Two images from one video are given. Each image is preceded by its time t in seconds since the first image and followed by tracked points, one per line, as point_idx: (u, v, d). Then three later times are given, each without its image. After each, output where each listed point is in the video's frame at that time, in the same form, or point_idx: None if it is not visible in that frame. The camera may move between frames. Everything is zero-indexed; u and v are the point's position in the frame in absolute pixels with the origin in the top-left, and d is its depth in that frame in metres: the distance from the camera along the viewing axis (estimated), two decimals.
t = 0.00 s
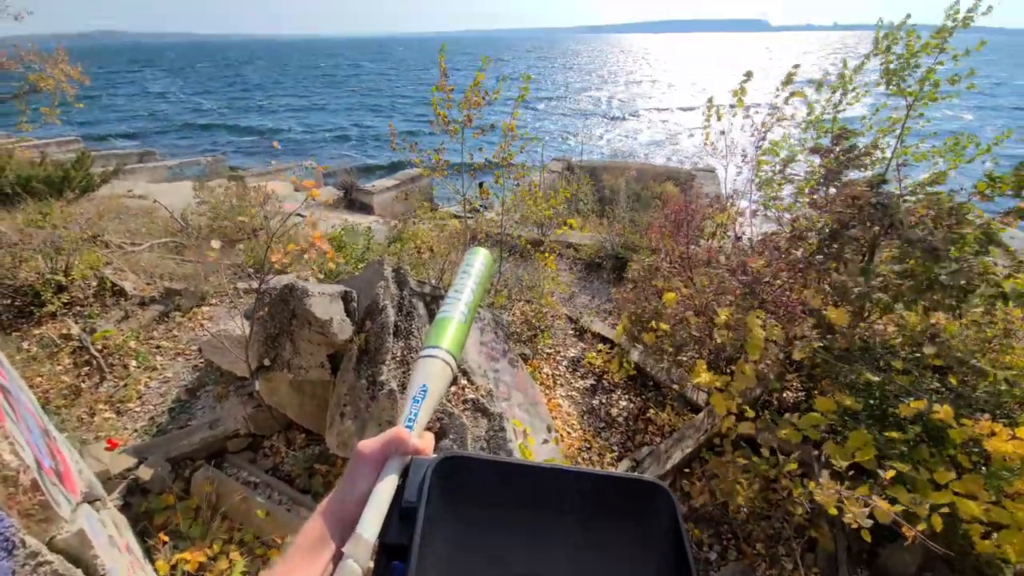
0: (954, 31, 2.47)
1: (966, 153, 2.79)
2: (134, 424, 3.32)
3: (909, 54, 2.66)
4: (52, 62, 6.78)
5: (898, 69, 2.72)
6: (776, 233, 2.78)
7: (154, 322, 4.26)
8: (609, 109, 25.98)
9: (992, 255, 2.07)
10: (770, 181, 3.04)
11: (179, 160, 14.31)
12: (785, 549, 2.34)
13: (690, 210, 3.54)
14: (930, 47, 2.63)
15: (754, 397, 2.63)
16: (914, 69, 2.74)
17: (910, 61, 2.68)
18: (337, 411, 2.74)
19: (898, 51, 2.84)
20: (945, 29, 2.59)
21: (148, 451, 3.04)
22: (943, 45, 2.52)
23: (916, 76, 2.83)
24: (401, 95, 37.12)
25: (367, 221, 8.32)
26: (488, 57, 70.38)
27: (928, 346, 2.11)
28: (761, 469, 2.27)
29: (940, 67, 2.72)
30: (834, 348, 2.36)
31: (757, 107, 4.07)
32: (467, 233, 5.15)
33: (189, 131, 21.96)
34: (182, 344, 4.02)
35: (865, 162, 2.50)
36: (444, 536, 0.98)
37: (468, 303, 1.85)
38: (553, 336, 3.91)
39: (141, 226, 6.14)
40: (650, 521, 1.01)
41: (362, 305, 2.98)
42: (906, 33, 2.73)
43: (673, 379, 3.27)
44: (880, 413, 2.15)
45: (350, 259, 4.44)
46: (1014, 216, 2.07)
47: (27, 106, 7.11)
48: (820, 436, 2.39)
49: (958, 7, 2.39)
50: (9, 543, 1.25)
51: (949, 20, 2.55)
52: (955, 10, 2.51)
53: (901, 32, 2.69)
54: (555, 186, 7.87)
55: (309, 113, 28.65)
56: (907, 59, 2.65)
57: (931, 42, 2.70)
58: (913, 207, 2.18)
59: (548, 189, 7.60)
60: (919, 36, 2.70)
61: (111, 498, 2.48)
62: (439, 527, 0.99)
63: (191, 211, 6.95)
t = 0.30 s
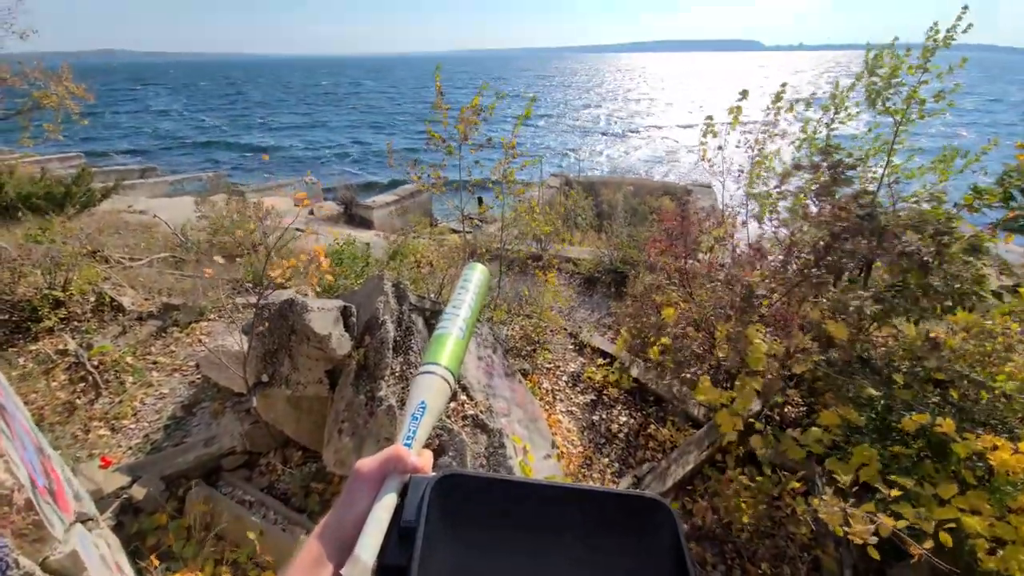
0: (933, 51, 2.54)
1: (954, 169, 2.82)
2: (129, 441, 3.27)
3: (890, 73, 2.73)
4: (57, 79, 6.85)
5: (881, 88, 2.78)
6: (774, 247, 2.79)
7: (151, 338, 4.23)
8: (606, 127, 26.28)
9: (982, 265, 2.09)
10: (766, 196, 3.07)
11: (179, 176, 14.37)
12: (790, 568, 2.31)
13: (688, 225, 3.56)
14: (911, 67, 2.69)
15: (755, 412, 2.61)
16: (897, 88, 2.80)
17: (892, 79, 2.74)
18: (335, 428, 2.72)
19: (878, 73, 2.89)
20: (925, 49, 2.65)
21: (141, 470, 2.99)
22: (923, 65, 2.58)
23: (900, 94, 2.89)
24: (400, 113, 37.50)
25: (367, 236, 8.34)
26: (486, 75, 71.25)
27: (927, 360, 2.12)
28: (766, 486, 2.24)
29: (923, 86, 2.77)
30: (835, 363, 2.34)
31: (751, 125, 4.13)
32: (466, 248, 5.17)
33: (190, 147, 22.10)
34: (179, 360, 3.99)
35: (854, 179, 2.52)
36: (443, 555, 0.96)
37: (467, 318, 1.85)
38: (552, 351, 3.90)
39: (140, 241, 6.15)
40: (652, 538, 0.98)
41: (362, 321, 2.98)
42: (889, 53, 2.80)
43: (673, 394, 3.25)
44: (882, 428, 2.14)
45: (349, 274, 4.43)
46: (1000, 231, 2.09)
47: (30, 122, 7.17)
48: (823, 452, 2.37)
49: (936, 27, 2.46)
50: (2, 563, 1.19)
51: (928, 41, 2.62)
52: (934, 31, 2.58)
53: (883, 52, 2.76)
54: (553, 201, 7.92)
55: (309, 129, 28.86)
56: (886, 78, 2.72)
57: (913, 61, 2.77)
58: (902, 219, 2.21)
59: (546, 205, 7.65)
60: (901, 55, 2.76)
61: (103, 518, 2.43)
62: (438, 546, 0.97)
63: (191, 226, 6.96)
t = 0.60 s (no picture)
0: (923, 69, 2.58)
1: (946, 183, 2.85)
2: (122, 459, 3.23)
3: (881, 89, 2.78)
4: (58, 96, 6.90)
5: (872, 103, 2.83)
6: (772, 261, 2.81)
7: (147, 353, 4.20)
8: (601, 142, 26.57)
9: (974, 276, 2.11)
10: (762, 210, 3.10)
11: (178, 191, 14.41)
12: None
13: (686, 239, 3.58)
14: (902, 84, 2.74)
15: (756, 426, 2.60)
16: (887, 104, 2.85)
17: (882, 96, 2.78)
18: (332, 444, 2.67)
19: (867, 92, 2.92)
20: (916, 67, 2.70)
21: (134, 488, 2.95)
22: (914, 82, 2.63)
23: (892, 111, 2.93)
24: (398, 129, 37.80)
25: (366, 251, 8.35)
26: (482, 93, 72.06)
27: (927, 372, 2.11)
28: (769, 501, 2.22)
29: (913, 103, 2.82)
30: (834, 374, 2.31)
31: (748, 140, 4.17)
32: (465, 261, 5.18)
33: (189, 163, 22.18)
34: (175, 376, 3.96)
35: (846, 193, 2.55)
36: None
37: (463, 332, 1.85)
38: (551, 365, 3.89)
39: (139, 256, 6.15)
40: (654, 559, 0.96)
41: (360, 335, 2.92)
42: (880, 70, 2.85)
43: (673, 408, 3.24)
44: (884, 442, 2.13)
45: (347, 288, 4.42)
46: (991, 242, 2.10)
47: (31, 138, 7.20)
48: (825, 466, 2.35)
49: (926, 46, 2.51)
50: None
51: (919, 59, 2.67)
52: (925, 50, 2.63)
53: (874, 69, 2.81)
54: (551, 215, 7.95)
55: (307, 146, 29.03)
56: (877, 95, 2.77)
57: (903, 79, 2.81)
58: (896, 232, 2.23)
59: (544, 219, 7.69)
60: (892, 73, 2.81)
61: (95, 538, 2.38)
62: (436, 567, 0.95)
63: (190, 241, 6.97)
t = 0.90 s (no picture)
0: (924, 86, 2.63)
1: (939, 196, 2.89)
2: (114, 476, 3.17)
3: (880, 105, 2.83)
4: (59, 111, 6.93)
5: (870, 118, 2.86)
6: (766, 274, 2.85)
7: (142, 368, 4.16)
8: (597, 157, 26.81)
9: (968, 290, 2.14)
10: (758, 222, 3.12)
11: (175, 205, 14.42)
12: None
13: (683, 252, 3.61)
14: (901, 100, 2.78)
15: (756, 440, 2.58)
16: (886, 119, 2.90)
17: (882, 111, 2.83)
18: (329, 460, 2.63)
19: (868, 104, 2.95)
20: (915, 83, 2.75)
21: (127, 508, 2.89)
22: (914, 99, 2.68)
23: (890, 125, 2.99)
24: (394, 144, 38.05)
25: (364, 264, 8.36)
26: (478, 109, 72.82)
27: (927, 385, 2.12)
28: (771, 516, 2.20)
29: (911, 119, 2.88)
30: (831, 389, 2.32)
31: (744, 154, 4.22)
32: (463, 275, 5.19)
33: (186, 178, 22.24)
34: (170, 391, 3.92)
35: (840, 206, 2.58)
36: None
37: (458, 349, 1.87)
38: (550, 379, 3.88)
39: (136, 270, 6.13)
40: None
41: (358, 349, 2.92)
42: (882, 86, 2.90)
43: (672, 423, 3.23)
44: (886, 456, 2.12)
45: (346, 303, 4.42)
46: (984, 253, 2.10)
47: (31, 152, 7.22)
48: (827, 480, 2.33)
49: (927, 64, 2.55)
50: None
51: (919, 75, 2.71)
52: (926, 67, 2.68)
53: (875, 85, 2.86)
54: (548, 229, 8.00)
55: (305, 161, 29.16)
56: (876, 110, 2.80)
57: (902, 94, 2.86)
58: (892, 245, 2.24)
59: (542, 233, 7.74)
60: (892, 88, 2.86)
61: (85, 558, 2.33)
62: None
63: (187, 255, 6.96)
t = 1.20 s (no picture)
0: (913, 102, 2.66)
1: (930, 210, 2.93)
2: (105, 495, 3.12)
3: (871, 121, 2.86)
4: (58, 127, 6.95)
5: (860, 133, 2.89)
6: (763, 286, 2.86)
7: (136, 384, 4.11)
8: (592, 172, 27.04)
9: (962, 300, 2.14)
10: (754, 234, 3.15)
11: (171, 220, 14.42)
12: None
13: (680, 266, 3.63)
14: (892, 116, 2.82)
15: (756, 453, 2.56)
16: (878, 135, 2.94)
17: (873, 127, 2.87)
18: (325, 477, 2.57)
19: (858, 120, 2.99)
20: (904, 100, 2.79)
21: (118, 527, 2.84)
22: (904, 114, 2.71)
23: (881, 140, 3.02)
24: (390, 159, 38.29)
25: (361, 278, 8.35)
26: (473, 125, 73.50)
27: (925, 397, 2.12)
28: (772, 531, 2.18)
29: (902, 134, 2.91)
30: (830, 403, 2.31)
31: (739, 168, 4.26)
32: (461, 289, 5.20)
33: (184, 194, 22.27)
34: (163, 407, 3.88)
35: (835, 219, 2.60)
36: None
37: (454, 368, 1.86)
38: (548, 393, 3.86)
39: (132, 284, 6.11)
40: None
41: (356, 363, 2.92)
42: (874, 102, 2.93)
43: (671, 436, 3.21)
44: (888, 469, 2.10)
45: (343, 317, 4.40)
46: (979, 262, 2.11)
47: (30, 168, 7.23)
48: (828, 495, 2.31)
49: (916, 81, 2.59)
50: None
51: (909, 92, 2.75)
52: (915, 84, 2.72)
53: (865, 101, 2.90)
54: (546, 243, 8.03)
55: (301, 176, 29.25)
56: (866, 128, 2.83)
57: (893, 110, 2.90)
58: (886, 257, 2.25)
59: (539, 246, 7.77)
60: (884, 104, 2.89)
61: None
62: None
63: (184, 269, 6.94)
